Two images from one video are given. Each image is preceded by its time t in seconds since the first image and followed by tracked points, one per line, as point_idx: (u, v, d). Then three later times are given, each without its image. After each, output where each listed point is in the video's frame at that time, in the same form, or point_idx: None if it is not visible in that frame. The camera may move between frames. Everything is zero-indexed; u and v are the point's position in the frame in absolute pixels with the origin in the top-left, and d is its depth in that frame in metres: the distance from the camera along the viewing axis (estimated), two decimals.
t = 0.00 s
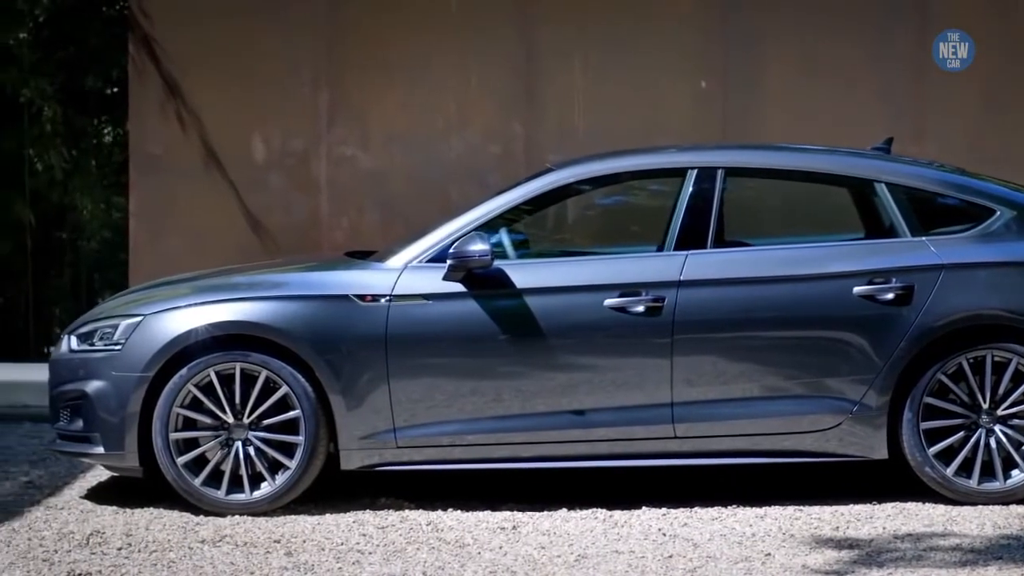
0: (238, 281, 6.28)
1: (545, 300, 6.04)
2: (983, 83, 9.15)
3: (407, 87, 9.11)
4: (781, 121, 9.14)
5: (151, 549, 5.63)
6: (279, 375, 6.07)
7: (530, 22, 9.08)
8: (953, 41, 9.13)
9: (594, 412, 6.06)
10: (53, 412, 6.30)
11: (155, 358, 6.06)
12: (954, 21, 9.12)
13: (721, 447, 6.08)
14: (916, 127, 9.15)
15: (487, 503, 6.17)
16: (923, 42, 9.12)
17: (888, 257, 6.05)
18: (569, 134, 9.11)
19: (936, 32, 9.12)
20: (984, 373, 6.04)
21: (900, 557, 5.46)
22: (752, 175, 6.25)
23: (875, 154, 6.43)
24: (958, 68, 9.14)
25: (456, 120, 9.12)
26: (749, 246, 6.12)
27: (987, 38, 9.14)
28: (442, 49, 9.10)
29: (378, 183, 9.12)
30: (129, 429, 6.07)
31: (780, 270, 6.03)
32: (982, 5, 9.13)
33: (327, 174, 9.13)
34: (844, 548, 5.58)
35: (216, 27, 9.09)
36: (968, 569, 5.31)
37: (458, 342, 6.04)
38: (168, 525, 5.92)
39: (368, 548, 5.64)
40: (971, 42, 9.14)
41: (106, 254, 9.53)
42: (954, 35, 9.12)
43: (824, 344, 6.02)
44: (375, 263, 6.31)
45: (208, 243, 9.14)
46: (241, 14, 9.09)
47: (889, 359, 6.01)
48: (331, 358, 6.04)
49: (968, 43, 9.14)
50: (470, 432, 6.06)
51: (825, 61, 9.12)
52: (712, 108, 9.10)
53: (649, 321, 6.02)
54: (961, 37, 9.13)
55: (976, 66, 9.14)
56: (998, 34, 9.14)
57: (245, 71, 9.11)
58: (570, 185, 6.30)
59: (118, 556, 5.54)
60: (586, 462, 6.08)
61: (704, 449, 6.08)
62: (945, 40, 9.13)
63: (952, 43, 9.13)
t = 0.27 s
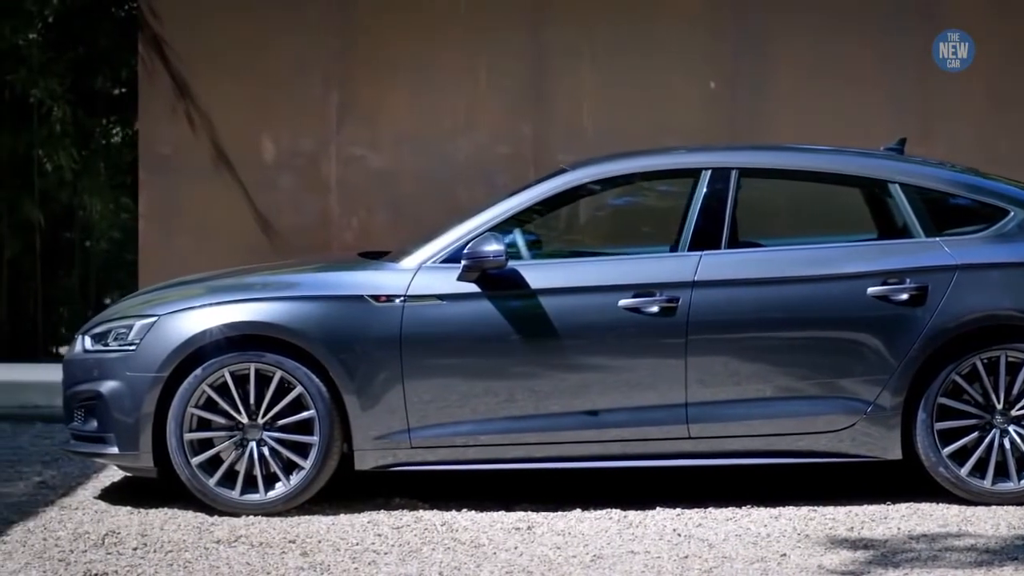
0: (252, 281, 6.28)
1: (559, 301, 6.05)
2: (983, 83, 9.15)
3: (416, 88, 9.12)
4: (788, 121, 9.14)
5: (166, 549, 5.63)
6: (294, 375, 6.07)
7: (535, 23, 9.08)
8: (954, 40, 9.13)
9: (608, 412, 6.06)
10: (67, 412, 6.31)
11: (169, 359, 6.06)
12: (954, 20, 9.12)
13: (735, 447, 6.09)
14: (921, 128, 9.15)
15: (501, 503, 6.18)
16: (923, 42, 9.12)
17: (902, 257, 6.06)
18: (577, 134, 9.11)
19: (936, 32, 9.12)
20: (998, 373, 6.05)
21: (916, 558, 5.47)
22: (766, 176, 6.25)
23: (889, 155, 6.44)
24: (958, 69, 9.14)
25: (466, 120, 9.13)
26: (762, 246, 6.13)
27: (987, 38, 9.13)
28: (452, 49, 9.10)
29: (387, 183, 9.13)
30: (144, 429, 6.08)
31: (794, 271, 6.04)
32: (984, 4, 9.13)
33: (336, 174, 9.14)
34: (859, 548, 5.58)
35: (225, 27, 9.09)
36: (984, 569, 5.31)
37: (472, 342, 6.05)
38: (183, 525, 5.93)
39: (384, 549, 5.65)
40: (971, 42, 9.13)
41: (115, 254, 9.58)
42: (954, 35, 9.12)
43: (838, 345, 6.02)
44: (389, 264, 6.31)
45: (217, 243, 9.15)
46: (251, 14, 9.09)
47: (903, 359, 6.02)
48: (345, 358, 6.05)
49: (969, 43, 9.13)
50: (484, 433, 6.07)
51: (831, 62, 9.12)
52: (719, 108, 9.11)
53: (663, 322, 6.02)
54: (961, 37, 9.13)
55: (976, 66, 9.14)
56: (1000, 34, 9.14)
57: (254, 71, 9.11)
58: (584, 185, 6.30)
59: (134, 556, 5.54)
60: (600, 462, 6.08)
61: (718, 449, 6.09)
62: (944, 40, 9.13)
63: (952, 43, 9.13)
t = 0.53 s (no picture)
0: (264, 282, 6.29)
1: (572, 301, 6.05)
2: (983, 82, 9.17)
3: (425, 88, 9.12)
4: (794, 122, 9.15)
5: (180, 549, 5.63)
6: (306, 376, 6.07)
7: (539, 23, 9.08)
8: (954, 41, 9.14)
9: (620, 413, 6.07)
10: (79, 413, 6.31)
11: (182, 359, 6.07)
12: (954, 20, 9.13)
13: (748, 448, 6.09)
14: (925, 128, 9.16)
15: (513, 503, 6.18)
16: (923, 42, 9.13)
17: (914, 258, 6.06)
18: (585, 134, 9.12)
19: (936, 32, 9.12)
20: (1011, 374, 6.05)
21: (930, 557, 5.47)
22: (778, 176, 6.25)
23: (901, 155, 6.45)
24: (958, 69, 9.14)
25: (474, 121, 9.13)
26: (775, 247, 6.13)
27: (986, 38, 9.15)
28: (460, 50, 9.11)
29: (396, 184, 9.13)
30: (157, 430, 6.08)
31: (807, 271, 6.05)
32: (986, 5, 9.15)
33: (345, 174, 9.14)
34: (872, 549, 5.58)
35: (234, 27, 9.10)
36: (998, 569, 5.31)
37: (485, 342, 6.05)
38: (196, 525, 5.93)
39: (397, 549, 5.65)
40: (971, 42, 9.14)
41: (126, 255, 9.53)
42: (954, 35, 9.13)
43: (851, 345, 6.03)
44: (401, 264, 6.32)
45: (226, 243, 9.15)
46: (260, 15, 9.10)
47: (916, 359, 6.03)
48: (358, 358, 6.05)
49: (969, 43, 9.14)
50: (496, 433, 6.07)
51: (837, 62, 9.13)
52: (724, 108, 9.11)
53: (676, 322, 6.03)
54: (961, 37, 9.13)
55: (976, 66, 9.15)
56: (1002, 34, 9.15)
57: (263, 71, 9.11)
58: (596, 185, 6.31)
59: (148, 556, 5.54)
60: (613, 463, 6.09)
61: (731, 450, 6.09)
62: (945, 40, 9.14)
63: (952, 43, 9.14)
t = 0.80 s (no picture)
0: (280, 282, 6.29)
1: (588, 301, 6.06)
2: (983, 82, 9.17)
3: (435, 89, 9.13)
4: (803, 122, 9.15)
5: (197, 550, 5.63)
6: (322, 376, 6.08)
7: (546, 23, 9.09)
8: (953, 40, 9.14)
9: (635, 413, 6.07)
10: (94, 412, 6.32)
11: (197, 359, 6.07)
12: (953, 20, 9.13)
13: (763, 448, 6.09)
14: (934, 128, 9.16)
15: (528, 504, 6.18)
16: (923, 42, 9.13)
17: (930, 258, 6.07)
18: (595, 135, 9.12)
19: (936, 32, 9.13)
20: None
21: (946, 558, 5.47)
22: (793, 177, 6.26)
23: (915, 156, 6.46)
24: (958, 69, 9.15)
25: (484, 121, 9.14)
26: (789, 247, 6.14)
27: (986, 38, 9.15)
28: (470, 51, 9.11)
29: (406, 185, 9.14)
30: (172, 430, 6.08)
31: (821, 272, 6.05)
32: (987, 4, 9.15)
33: (355, 175, 9.15)
34: (889, 549, 5.58)
35: (244, 28, 9.10)
36: (1015, 569, 5.31)
37: (501, 343, 6.06)
38: (212, 526, 5.93)
39: (414, 549, 5.65)
40: (971, 42, 9.14)
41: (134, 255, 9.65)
42: (954, 35, 9.14)
43: (865, 346, 6.03)
44: (416, 265, 6.32)
45: (236, 243, 9.15)
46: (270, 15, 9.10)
47: (931, 360, 6.03)
48: (374, 358, 6.06)
49: (969, 43, 9.15)
50: (511, 434, 6.08)
51: (844, 62, 9.13)
52: (732, 109, 9.11)
53: (691, 322, 6.03)
54: (961, 37, 9.14)
55: (976, 66, 9.15)
56: (1004, 34, 9.16)
57: (273, 72, 9.12)
58: (611, 186, 6.31)
59: (165, 557, 5.54)
60: (628, 463, 6.09)
61: (746, 450, 6.09)
62: (945, 40, 9.14)
63: (952, 43, 9.14)
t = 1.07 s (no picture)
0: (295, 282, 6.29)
1: (604, 301, 6.06)
2: (985, 81, 9.17)
3: (446, 89, 9.13)
4: (812, 122, 9.15)
5: (214, 550, 5.63)
6: (338, 376, 6.08)
7: (555, 23, 9.09)
8: (954, 40, 9.14)
9: (651, 413, 6.07)
10: (110, 412, 6.32)
11: (214, 359, 6.08)
12: (953, 20, 9.13)
13: (779, 448, 6.10)
14: (945, 128, 9.16)
15: (544, 504, 6.19)
16: (924, 42, 9.13)
17: (946, 258, 6.07)
18: (606, 135, 9.13)
19: (936, 32, 9.13)
20: None
21: (964, 558, 5.46)
22: (809, 177, 6.26)
23: (930, 156, 6.46)
24: (958, 69, 9.15)
25: (495, 121, 9.14)
26: (805, 247, 6.14)
27: (986, 38, 9.15)
28: (481, 51, 9.12)
29: (417, 185, 9.14)
30: (188, 430, 6.09)
31: (837, 272, 6.06)
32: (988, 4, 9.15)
33: (366, 175, 9.15)
34: (906, 549, 5.58)
35: (255, 28, 9.10)
36: None
37: (517, 343, 6.06)
38: (228, 525, 5.93)
39: (431, 549, 5.65)
40: (971, 42, 9.15)
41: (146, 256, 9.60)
42: (954, 35, 9.14)
43: (881, 346, 6.04)
44: (431, 265, 6.33)
45: (247, 243, 9.15)
46: (281, 15, 9.10)
47: (947, 359, 6.03)
48: (390, 358, 6.06)
49: (969, 43, 9.15)
50: (526, 434, 6.08)
51: (852, 62, 9.14)
52: (740, 109, 9.12)
53: (707, 322, 6.04)
54: (961, 37, 9.14)
55: (976, 66, 9.15)
56: (1011, 33, 9.16)
57: (284, 72, 9.12)
58: (627, 186, 6.31)
59: (183, 556, 5.54)
60: (643, 463, 6.09)
61: (762, 450, 6.10)
62: (945, 40, 9.14)
63: (952, 43, 9.14)
